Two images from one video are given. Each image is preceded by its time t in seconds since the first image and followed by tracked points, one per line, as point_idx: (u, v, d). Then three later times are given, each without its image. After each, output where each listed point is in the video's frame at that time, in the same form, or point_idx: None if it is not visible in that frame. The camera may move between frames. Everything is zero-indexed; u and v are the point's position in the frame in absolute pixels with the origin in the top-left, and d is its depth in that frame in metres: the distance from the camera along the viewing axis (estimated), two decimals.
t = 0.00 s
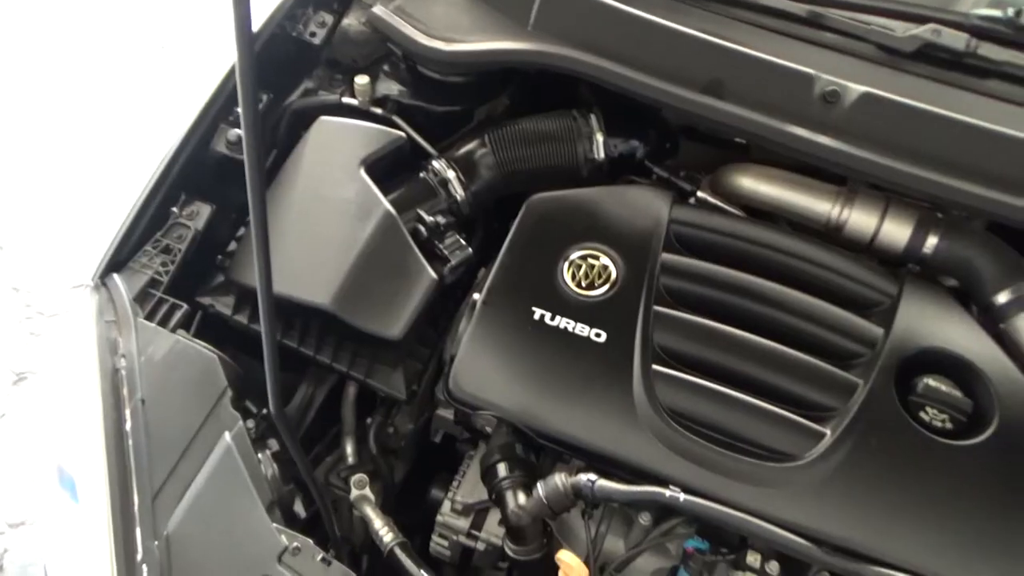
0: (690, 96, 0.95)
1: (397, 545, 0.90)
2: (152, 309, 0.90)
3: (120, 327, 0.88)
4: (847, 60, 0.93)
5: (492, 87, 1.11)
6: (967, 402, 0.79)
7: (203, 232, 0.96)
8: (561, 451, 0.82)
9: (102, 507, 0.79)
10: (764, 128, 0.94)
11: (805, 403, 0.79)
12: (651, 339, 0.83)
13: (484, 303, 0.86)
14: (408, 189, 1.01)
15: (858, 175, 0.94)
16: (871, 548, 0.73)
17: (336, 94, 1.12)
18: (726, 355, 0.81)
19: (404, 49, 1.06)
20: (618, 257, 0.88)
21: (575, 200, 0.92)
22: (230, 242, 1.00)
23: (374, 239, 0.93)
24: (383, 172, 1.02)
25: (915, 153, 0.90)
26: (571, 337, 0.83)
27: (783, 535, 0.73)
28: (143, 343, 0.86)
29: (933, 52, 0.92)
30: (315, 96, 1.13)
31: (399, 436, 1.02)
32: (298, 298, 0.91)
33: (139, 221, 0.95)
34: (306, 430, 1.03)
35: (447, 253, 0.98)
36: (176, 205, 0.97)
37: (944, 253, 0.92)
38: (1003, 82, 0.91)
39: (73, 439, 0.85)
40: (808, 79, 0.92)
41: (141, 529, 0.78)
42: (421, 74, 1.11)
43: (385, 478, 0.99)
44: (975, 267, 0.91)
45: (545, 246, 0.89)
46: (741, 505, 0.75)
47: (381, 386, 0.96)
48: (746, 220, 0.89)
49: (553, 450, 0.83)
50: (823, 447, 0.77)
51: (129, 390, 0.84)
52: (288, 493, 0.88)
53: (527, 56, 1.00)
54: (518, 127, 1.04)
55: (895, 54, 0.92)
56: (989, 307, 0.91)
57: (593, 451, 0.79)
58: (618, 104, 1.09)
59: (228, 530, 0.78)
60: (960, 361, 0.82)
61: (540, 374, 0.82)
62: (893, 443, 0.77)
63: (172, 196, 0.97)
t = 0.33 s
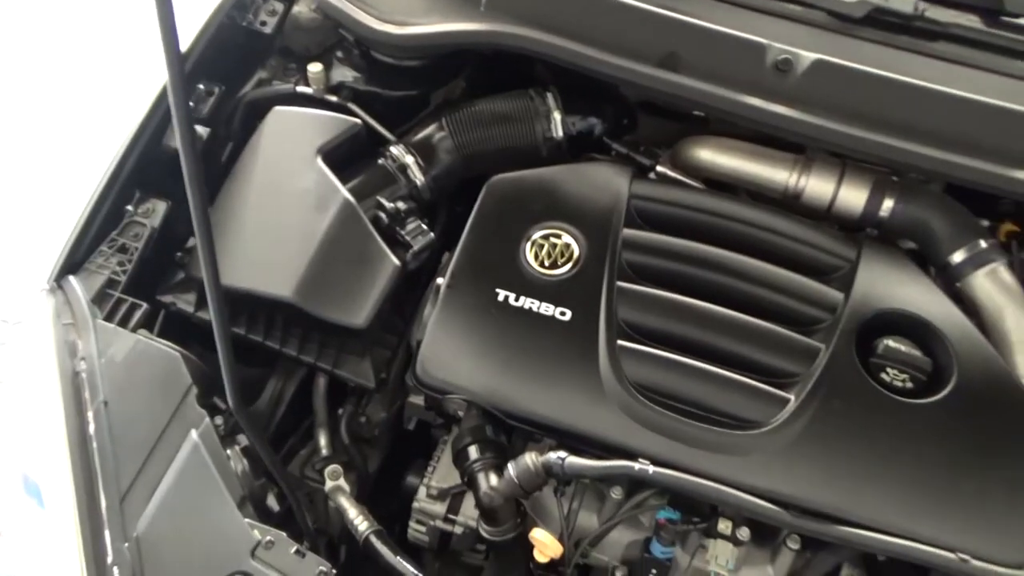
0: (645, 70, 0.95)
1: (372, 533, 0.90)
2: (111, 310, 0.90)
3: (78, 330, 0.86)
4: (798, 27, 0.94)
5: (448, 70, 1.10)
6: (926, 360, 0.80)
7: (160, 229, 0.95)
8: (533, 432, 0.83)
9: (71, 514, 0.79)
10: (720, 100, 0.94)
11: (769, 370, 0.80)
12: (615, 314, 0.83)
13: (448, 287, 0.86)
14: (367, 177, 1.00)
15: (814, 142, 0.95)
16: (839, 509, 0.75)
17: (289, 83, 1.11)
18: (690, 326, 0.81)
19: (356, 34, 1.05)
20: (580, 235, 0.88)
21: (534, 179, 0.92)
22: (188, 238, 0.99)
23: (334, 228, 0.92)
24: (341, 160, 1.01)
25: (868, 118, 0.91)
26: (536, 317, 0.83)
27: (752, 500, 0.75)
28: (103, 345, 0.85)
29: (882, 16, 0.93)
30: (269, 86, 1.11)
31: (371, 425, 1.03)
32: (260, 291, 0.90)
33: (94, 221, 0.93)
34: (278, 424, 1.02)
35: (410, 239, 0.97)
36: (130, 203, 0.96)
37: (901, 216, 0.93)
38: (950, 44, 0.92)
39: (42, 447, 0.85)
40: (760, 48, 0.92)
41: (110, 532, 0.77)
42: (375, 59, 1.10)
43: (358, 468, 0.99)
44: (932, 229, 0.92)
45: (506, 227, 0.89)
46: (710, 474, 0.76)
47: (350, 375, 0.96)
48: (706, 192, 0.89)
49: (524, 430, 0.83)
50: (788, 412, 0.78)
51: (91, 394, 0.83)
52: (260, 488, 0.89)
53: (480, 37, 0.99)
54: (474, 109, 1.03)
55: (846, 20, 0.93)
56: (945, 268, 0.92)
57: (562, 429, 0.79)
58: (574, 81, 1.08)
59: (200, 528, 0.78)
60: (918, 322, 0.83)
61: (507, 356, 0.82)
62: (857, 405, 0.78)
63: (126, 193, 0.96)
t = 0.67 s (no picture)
0: (593, 60, 0.96)
1: (337, 534, 0.89)
2: (59, 321, 0.88)
3: (25, 342, 0.85)
4: (741, 14, 0.95)
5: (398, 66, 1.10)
6: (875, 337, 0.81)
7: (107, 236, 0.94)
8: (494, 425, 0.83)
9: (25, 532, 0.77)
10: (667, 87, 0.95)
11: (724, 353, 0.81)
12: (570, 304, 0.83)
13: (403, 284, 0.86)
14: (318, 176, 1.00)
15: (761, 127, 0.95)
16: (796, 487, 0.76)
17: (237, 85, 1.10)
18: (645, 313, 0.82)
19: (303, 33, 1.04)
20: (533, 226, 0.88)
21: (486, 172, 0.92)
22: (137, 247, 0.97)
23: (286, 228, 0.91)
24: (290, 160, 1.01)
25: (812, 101, 0.93)
26: (492, 310, 0.84)
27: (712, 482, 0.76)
28: (52, 357, 0.83)
29: None
30: (216, 88, 1.10)
31: (335, 426, 1.02)
32: (211, 296, 0.89)
33: (38, 231, 0.92)
34: (240, 429, 1.02)
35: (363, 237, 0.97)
36: (76, 211, 0.94)
37: (848, 196, 0.95)
38: (888, 25, 0.94)
39: None
40: (704, 35, 0.93)
41: (65, 545, 0.76)
42: (323, 58, 1.09)
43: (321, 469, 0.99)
44: (878, 208, 0.94)
45: (459, 221, 0.89)
46: (668, 458, 0.77)
47: (309, 376, 0.96)
48: (656, 179, 0.90)
49: (486, 424, 0.83)
50: (743, 394, 0.79)
51: (40, 407, 0.81)
52: (220, 494, 0.90)
53: (428, 32, 0.99)
54: (423, 105, 1.03)
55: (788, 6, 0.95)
56: (892, 246, 0.94)
57: (522, 421, 0.79)
58: (523, 74, 1.08)
59: (157, 536, 0.77)
60: (867, 299, 0.85)
61: (464, 350, 0.82)
62: (810, 383, 0.79)
63: (71, 201, 0.95)
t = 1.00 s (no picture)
0: (541, 55, 0.96)
1: (301, 537, 0.89)
2: (8, 334, 0.87)
3: None
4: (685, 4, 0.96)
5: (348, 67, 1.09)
6: (825, 318, 0.83)
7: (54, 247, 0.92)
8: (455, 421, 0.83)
9: None
10: (615, 79, 0.96)
11: (679, 340, 0.81)
12: (526, 297, 0.84)
13: (358, 284, 0.86)
14: (267, 180, 0.99)
15: (709, 116, 0.96)
16: (753, 469, 0.77)
17: (185, 90, 1.09)
18: (601, 304, 0.83)
19: (249, 36, 1.04)
20: (487, 222, 0.89)
21: (438, 170, 0.92)
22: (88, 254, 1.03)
23: (238, 232, 0.91)
24: (241, 164, 1.00)
25: (758, 89, 0.94)
26: (448, 306, 0.84)
27: (670, 467, 0.76)
28: None
29: None
30: (163, 93, 1.09)
31: (297, 430, 1.01)
32: (163, 303, 0.88)
33: None
34: (202, 437, 1.01)
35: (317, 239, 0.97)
36: (21, 222, 0.93)
37: (796, 181, 0.96)
38: (831, 12, 0.95)
39: None
40: (650, 26, 0.94)
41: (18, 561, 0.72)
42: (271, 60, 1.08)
43: (284, 473, 0.99)
44: (826, 192, 0.96)
45: (413, 219, 0.89)
46: (627, 446, 0.78)
47: (267, 381, 0.95)
48: (608, 171, 0.91)
49: (446, 420, 0.83)
50: (699, 379, 0.79)
51: None
52: (179, 502, 0.91)
53: (375, 31, 0.99)
54: (374, 105, 1.03)
55: None
56: (841, 228, 0.96)
57: (482, 415, 0.80)
58: (473, 70, 1.08)
59: (116, 548, 0.76)
60: (817, 282, 0.86)
61: (422, 347, 0.82)
62: (763, 366, 0.80)
63: (16, 213, 0.93)
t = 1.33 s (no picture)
0: (493, 51, 0.97)
1: (265, 541, 0.89)
2: None
3: None
4: None
5: (302, 68, 1.09)
6: (778, 304, 0.84)
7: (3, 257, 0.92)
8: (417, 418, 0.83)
9: None
10: (567, 74, 0.96)
11: (637, 330, 0.82)
12: (484, 293, 0.84)
13: (315, 285, 0.86)
14: (221, 184, 0.98)
15: (664, 109, 0.97)
16: (712, 454, 0.78)
17: (137, 95, 1.08)
18: (558, 297, 0.83)
19: (200, 40, 1.03)
20: (443, 219, 0.89)
21: (393, 169, 0.92)
22: (43, 263, 1.02)
23: (193, 238, 0.90)
24: (196, 169, 0.99)
25: (707, 80, 0.95)
26: (407, 304, 0.84)
27: (630, 456, 0.77)
28: None
29: None
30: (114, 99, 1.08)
31: (262, 434, 1.01)
32: (119, 310, 0.87)
33: None
34: (165, 445, 1.00)
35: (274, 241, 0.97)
36: None
37: (749, 170, 0.98)
38: (778, 3, 0.97)
39: None
40: (600, 21, 0.95)
41: None
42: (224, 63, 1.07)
43: (249, 477, 0.98)
44: (777, 180, 0.97)
45: (370, 219, 0.90)
46: (588, 437, 0.79)
47: (229, 385, 0.95)
48: (564, 166, 0.92)
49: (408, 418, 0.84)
50: (657, 368, 0.81)
51: None
52: (140, 510, 0.90)
53: (327, 32, 0.99)
54: (328, 105, 1.03)
55: None
56: (793, 216, 0.97)
57: (444, 412, 0.80)
58: (427, 69, 1.09)
59: (73, 557, 0.76)
60: (771, 269, 0.88)
61: (382, 346, 0.82)
62: (719, 354, 0.82)
63: None
